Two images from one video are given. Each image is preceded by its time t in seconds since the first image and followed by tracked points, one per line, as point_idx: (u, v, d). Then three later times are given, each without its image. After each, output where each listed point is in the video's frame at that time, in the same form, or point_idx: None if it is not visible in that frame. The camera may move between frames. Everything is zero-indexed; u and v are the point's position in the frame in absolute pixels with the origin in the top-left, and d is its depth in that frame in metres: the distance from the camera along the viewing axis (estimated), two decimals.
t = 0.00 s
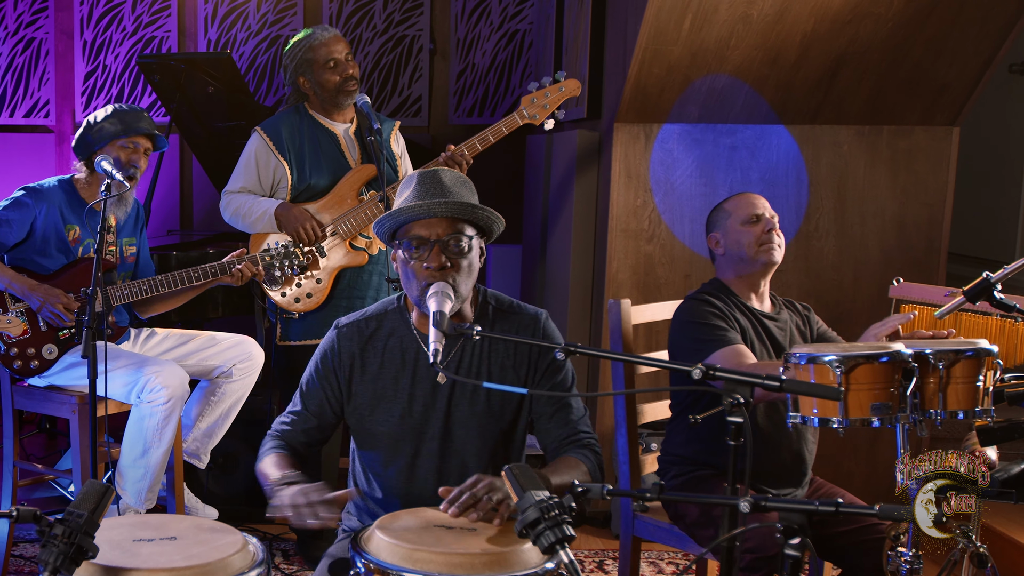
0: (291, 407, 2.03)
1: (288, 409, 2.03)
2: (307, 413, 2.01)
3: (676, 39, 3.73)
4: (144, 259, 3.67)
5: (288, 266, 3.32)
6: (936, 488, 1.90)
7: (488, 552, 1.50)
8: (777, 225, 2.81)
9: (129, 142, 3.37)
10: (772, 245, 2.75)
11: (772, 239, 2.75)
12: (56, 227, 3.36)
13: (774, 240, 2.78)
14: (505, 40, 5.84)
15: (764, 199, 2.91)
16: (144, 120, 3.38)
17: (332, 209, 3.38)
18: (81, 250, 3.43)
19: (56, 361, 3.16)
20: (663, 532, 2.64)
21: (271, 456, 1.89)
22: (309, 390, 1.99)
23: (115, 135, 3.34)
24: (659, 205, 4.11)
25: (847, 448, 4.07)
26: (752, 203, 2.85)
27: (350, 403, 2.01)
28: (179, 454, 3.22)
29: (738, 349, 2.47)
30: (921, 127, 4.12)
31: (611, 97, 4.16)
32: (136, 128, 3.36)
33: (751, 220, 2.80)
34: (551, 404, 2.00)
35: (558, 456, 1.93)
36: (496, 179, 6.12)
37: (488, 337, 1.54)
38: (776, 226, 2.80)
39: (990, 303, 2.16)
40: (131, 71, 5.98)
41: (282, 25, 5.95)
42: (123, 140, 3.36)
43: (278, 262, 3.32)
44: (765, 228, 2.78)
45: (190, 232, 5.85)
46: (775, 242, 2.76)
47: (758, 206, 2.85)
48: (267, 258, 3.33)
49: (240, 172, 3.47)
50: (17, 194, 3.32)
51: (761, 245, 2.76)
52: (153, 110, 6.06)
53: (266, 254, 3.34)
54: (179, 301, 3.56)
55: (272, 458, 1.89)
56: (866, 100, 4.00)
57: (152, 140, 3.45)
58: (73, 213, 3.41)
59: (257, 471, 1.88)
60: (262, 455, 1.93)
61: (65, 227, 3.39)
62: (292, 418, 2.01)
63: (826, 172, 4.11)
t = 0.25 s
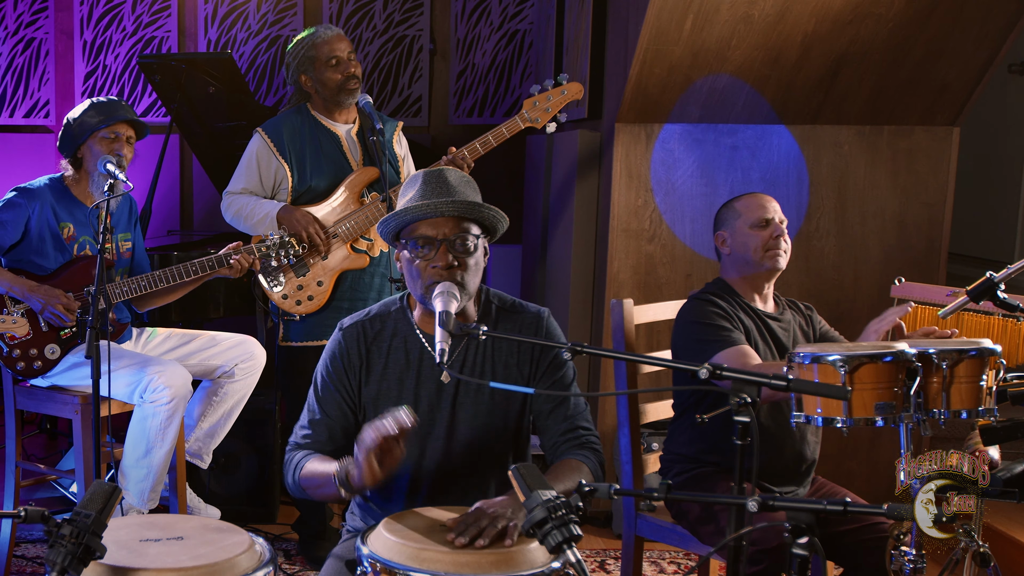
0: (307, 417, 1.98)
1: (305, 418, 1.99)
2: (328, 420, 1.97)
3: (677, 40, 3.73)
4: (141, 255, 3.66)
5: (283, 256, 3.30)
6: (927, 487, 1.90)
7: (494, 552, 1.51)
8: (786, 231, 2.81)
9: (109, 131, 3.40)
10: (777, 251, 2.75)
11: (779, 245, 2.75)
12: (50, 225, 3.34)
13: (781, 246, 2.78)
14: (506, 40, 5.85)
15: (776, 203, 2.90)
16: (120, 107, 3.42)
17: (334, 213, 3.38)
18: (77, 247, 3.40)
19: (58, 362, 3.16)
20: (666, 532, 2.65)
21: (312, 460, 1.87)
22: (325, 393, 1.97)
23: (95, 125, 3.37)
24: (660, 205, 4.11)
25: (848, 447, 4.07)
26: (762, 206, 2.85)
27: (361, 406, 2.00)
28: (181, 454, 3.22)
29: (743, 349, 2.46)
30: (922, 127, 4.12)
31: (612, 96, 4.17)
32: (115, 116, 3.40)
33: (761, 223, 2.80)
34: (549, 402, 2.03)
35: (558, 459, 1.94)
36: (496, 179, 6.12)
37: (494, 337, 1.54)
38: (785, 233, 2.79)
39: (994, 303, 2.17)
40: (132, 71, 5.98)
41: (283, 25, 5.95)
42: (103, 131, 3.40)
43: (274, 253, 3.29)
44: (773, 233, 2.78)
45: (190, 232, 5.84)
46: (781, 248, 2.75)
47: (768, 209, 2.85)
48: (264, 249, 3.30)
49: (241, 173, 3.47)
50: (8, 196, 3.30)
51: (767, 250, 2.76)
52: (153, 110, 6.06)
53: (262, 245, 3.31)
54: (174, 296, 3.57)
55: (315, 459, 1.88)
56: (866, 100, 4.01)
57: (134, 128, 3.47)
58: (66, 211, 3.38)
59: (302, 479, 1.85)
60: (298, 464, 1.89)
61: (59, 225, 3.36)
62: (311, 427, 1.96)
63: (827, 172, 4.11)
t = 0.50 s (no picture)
0: (301, 405, 2.04)
1: (300, 406, 2.04)
2: (320, 412, 2.02)
3: (679, 39, 3.73)
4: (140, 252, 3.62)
5: (280, 247, 3.31)
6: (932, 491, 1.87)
7: (501, 551, 1.51)
8: (790, 233, 2.80)
9: (101, 128, 3.34)
10: (780, 254, 2.74)
11: (783, 248, 2.75)
12: (49, 226, 3.30)
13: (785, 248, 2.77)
14: (506, 39, 5.83)
15: (782, 204, 2.89)
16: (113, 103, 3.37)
17: (336, 213, 3.37)
18: (76, 247, 3.35)
19: (62, 362, 3.16)
20: (669, 531, 2.65)
21: (293, 456, 1.89)
22: (323, 387, 2.00)
23: (88, 123, 3.32)
24: (662, 205, 4.12)
25: (849, 447, 4.07)
26: (768, 207, 2.84)
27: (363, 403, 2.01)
28: (184, 454, 3.22)
29: (744, 348, 2.47)
30: (923, 126, 4.12)
31: (614, 96, 4.17)
32: (107, 113, 3.35)
33: (766, 224, 2.80)
34: (563, 405, 2.01)
35: (570, 459, 1.95)
36: (497, 178, 6.12)
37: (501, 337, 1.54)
38: (790, 236, 2.79)
39: (998, 302, 2.17)
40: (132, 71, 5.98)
41: (283, 25, 5.95)
42: (96, 128, 3.34)
43: (274, 246, 3.31)
44: (778, 236, 2.77)
45: (190, 232, 5.84)
46: (785, 252, 2.75)
47: (774, 210, 2.84)
48: (262, 243, 3.31)
49: (241, 173, 3.47)
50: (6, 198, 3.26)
51: (771, 253, 2.76)
52: (154, 109, 6.06)
53: (261, 238, 3.33)
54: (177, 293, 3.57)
55: (295, 456, 1.90)
56: (868, 99, 4.01)
57: (127, 124, 3.42)
58: (63, 211, 3.34)
59: (282, 472, 1.87)
60: (282, 456, 1.92)
61: (57, 226, 3.32)
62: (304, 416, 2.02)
63: (828, 171, 4.11)
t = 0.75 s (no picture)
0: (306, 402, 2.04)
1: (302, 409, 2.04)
2: (320, 410, 2.01)
3: (681, 39, 3.74)
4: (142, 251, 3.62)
5: (283, 248, 3.31)
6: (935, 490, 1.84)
7: (509, 550, 1.51)
8: (794, 238, 2.80)
9: (98, 127, 3.34)
10: (783, 259, 2.74)
11: (786, 253, 2.75)
12: (52, 226, 3.28)
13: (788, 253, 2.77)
14: (507, 39, 5.83)
15: (788, 206, 2.88)
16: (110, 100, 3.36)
17: (338, 213, 3.37)
18: (79, 247, 3.34)
19: (66, 362, 3.14)
20: (673, 531, 2.65)
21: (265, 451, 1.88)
22: (326, 387, 2.00)
23: (84, 122, 3.31)
24: (663, 205, 4.12)
25: (851, 447, 4.08)
26: (775, 209, 2.83)
27: (366, 402, 2.01)
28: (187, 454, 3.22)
29: (746, 346, 2.48)
30: (924, 126, 4.13)
31: (615, 96, 4.17)
32: (103, 110, 3.34)
33: (770, 228, 2.79)
34: (571, 405, 2.01)
35: (578, 455, 1.95)
36: (497, 178, 6.12)
37: (508, 336, 1.55)
38: (793, 240, 2.78)
39: (1002, 301, 2.17)
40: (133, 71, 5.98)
41: (284, 25, 5.95)
42: (92, 127, 3.33)
43: (275, 246, 3.31)
44: (782, 241, 2.77)
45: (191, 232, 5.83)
46: (787, 258, 2.75)
47: (780, 213, 2.83)
48: (264, 242, 3.31)
49: (244, 173, 3.47)
50: (9, 199, 3.23)
51: (773, 258, 2.76)
52: (155, 110, 6.06)
53: (262, 238, 3.32)
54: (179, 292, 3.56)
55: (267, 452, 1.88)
56: (869, 99, 4.02)
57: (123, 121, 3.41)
58: (66, 211, 3.32)
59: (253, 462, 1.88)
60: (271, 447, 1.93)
61: (60, 226, 3.30)
62: (309, 415, 2.02)
63: (829, 171, 4.12)
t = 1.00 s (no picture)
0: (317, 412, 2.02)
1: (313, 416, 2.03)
2: (335, 418, 2.00)
3: (683, 39, 3.74)
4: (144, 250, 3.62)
5: (285, 250, 3.32)
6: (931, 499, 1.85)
7: (515, 550, 1.51)
8: (797, 240, 2.79)
9: (99, 128, 3.33)
10: (786, 261, 2.74)
11: (789, 255, 2.74)
12: (56, 227, 3.28)
13: (791, 255, 2.77)
14: (508, 39, 5.85)
15: (791, 207, 2.87)
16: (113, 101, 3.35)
17: (340, 213, 3.38)
18: (83, 248, 3.34)
19: (69, 363, 3.13)
20: (676, 530, 2.65)
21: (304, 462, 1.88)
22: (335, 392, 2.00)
23: (86, 123, 3.31)
24: (665, 204, 4.12)
25: (852, 446, 4.08)
26: (778, 211, 2.82)
27: (374, 406, 2.01)
28: (190, 454, 3.22)
29: (749, 346, 2.49)
30: (925, 126, 4.13)
31: (617, 96, 4.17)
32: (104, 111, 3.33)
33: (774, 229, 2.78)
34: (575, 408, 2.01)
35: (582, 456, 1.95)
36: (498, 177, 6.13)
37: (514, 336, 1.55)
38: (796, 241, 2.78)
39: (1007, 301, 2.17)
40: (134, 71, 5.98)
41: (284, 25, 5.95)
42: (94, 128, 3.33)
43: (278, 248, 3.30)
44: (785, 243, 2.76)
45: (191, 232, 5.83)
46: (790, 259, 2.75)
47: (784, 215, 2.82)
48: (267, 244, 3.31)
49: (246, 174, 3.47)
50: (13, 200, 3.23)
51: (776, 259, 2.75)
52: (155, 110, 6.06)
53: (265, 240, 3.32)
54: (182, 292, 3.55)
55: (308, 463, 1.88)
56: (870, 99, 4.02)
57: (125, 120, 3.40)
58: (70, 212, 3.32)
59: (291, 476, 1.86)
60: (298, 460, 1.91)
61: (65, 227, 3.30)
62: (321, 426, 2.00)
63: (831, 171, 4.12)
